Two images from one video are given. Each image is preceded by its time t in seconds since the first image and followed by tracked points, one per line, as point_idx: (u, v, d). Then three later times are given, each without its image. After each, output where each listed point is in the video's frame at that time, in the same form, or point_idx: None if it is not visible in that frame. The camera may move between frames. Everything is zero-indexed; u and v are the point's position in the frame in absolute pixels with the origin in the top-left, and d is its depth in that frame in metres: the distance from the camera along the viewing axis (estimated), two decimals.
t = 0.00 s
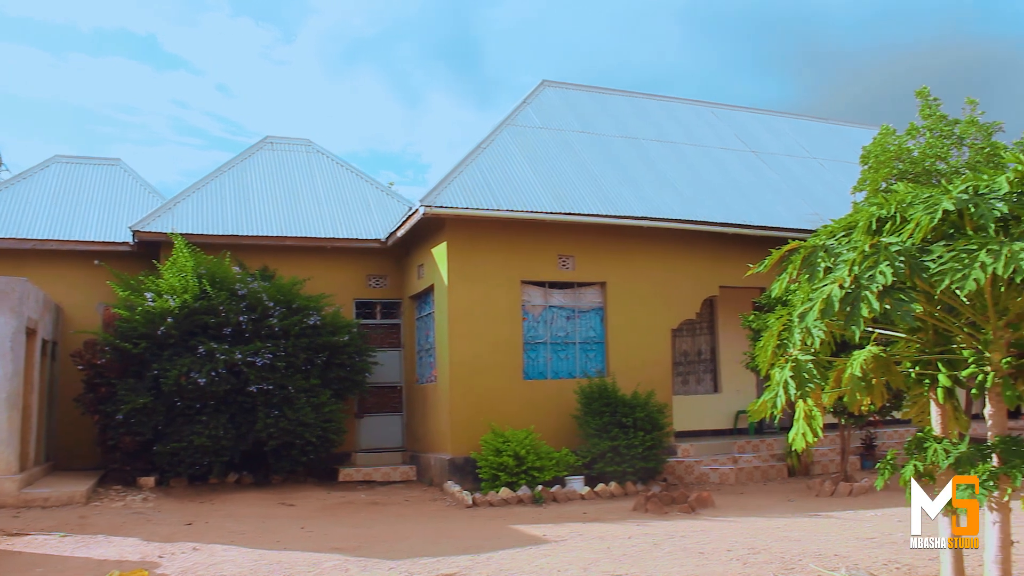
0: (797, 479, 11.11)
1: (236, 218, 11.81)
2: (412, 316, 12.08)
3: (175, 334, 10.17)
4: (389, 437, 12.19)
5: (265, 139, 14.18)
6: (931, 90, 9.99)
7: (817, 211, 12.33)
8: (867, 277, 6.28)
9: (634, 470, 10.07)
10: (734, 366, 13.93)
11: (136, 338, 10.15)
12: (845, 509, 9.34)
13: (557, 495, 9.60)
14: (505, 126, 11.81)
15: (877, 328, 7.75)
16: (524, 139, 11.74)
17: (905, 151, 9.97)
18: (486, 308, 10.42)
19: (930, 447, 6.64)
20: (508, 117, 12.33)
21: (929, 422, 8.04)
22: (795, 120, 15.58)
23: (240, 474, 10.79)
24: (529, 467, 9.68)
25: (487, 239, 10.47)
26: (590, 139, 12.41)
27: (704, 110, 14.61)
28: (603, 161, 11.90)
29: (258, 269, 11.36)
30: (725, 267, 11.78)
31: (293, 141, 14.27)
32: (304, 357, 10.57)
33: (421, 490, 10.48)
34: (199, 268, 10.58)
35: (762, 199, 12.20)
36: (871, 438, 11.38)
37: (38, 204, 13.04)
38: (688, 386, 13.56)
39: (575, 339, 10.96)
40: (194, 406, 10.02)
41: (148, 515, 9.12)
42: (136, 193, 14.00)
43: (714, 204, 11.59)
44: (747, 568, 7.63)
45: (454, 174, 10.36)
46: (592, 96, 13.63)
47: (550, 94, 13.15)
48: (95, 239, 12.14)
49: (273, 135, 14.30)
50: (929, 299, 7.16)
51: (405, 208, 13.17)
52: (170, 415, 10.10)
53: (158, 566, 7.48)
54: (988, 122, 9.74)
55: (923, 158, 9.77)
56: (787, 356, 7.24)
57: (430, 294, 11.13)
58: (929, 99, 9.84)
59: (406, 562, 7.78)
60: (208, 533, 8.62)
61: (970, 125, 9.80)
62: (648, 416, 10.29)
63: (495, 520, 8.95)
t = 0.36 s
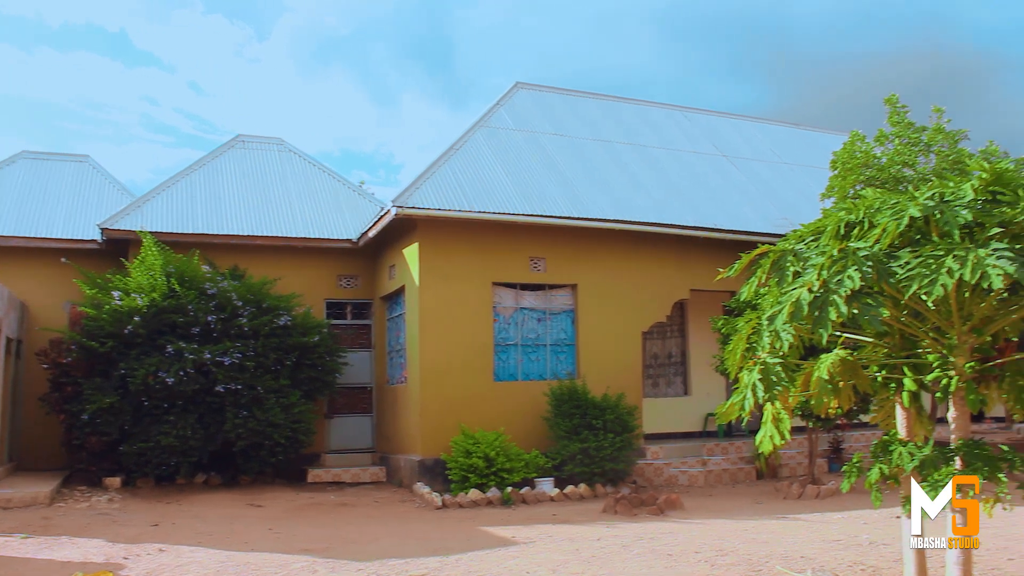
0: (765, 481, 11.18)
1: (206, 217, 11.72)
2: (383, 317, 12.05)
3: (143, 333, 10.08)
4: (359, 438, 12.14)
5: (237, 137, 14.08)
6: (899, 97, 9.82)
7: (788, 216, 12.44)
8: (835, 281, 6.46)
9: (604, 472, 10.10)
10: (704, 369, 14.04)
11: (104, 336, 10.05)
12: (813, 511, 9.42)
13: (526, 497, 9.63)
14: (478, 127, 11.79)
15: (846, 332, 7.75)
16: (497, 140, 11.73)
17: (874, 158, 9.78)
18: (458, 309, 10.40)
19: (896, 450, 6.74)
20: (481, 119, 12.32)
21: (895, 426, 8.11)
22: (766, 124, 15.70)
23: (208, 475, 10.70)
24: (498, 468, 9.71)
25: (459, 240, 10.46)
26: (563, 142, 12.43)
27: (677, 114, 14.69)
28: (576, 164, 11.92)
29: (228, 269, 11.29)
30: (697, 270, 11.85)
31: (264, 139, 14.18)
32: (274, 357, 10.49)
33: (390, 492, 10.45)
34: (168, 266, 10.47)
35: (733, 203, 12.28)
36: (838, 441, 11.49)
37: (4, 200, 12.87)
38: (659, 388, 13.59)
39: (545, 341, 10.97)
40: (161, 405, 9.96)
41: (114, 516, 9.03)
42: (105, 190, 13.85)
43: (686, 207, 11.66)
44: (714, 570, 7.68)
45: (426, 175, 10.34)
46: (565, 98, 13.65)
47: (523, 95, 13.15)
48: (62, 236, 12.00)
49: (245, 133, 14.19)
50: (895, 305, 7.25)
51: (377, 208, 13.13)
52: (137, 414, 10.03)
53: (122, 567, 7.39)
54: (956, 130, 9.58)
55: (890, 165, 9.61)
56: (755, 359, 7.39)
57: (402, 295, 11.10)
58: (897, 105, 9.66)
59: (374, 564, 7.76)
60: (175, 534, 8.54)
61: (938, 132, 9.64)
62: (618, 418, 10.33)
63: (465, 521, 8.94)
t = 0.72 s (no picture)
0: (727, 477, 11.29)
1: (170, 207, 11.58)
2: (348, 310, 11.99)
3: (104, 324, 9.96)
4: (322, 432, 12.09)
5: (202, 127, 13.93)
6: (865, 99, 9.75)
7: (753, 214, 12.54)
8: (797, 280, 6.62)
9: (568, 466, 10.14)
10: (668, 365, 14.17)
11: (64, 327, 9.92)
12: (773, 507, 9.54)
13: (490, 491, 9.69)
14: (446, 121, 11.74)
15: (808, 331, 7.78)
16: (465, 134, 11.69)
17: (840, 159, 9.69)
18: (424, 303, 10.37)
19: (855, 447, 7.07)
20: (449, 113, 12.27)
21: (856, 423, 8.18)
22: (733, 124, 15.82)
23: (170, 468, 10.61)
24: (462, 462, 9.71)
25: (426, 234, 10.43)
26: (531, 137, 12.42)
27: (645, 111, 14.74)
28: (544, 159, 11.92)
29: (192, 260, 11.19)
30: (663, 267, 11.92)
31: (230, 130, 14.06)
32: (238, 350, 10.40)
33: (354, 485, 10.42)
34: (130, 256, 10.30)
35: (700, 200, 12.36)
36: (800, 437, 11.62)
37: None
38: (623, 385, 13.79)
39: (511, 336, 10.97)
40: (123, 397, 9.89)
41: (72, 509, 8.92)
42: (66, 178, 13.65)
43: (653, 204, 11.71)
44: (676, 564, 7.77)
45: (393, 169, 10.28)
46: (534, 93, 13.64)
47: (492, 90, 13.11)
48: (22, 225, 11.81)
49: (211, 124, 14.07)
50: (856, 304, 7.34)
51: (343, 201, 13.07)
52: (98, 406, 9.91)
53: (80, 561, 7.30)
54: (919, 133, 9.51)
55: (856, 167, 9.51)
56: (718, 356, 7.48)
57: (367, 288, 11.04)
58: (863, 107, 9.56)
59: (337, 557, 7.75)
60: (135, 527, 8.45)
61: (902, 133, 9.57)
62: (583, 413, 10.37)
63: (428, 515, 8.96)
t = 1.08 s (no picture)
0: (696, 458, 11.40)
1: (138, 185, 11.45)
2: (319, 291, 11.99)
3: (71, 303, 9.85)
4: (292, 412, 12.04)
5: (170, 105, 13.78)
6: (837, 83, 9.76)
7: (725, 198, 12.59)
8: (766, 262, 6.67)
9: (538, 447, 10.18)
10: (638, 346, 14.29)
11: (29, 307, 9.80)
12: (741, 487, 9.67)
13: (460, 472, 9.70)
14: (418, 101, 11.66)
15: (775, 313, 7.88)
16: (436, 114, 11.63)
17: (812, 142, 9.67)
18: (394, 284, 10.34)
19: (821, 428, 7.26)
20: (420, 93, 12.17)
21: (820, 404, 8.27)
22: (705, 108, 15.84)
23: (138, 449, 10.55)
24: (432, 443, 9.73)
25: (397, 214, 10.37)
26: (503, 118, 12.37)
27: (618, 93, 14.72)
28: (515, 140, 11.88)
29: (160, 240, 11.06)
30: (635, 249, 11.95)
31: (199, 108, 13.93)
32: (207, 330, 10.40)
33: (324, 466, 10.42)
34: (97, 236, 10.22)
35: (672, 182, 12.39)
36: (768, 418, 11.75)
37: None
38: (593, 364, 13.83)
39: (482, 317, 10.97)
40: (90, 377, 9.86)
41: (39, 491, 8.85)
42: (32, 156, 13.44)
43: (624, 186, 11.71)
44: (645, 544, 7.88)
45: (363, 148, 10.20)
46: (507, 74, 13.58)
47: (464, 70, 13.03)
48: None
49: (181, 103, 13.93)
50: (824, 286, 7.39)
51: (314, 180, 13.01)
52: (64, 386, 9.84)
53: (46, 543, 7.26)
54: (890, 117, 9.50)
55: (827, 150, 9.48)
56: (688, 338, 7.53)
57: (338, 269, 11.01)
58: (835, 89, 9.51)
59: (306, 538, 7.78)
60: (102, 509, 8.40)
61: (873, 118, 9.56)
62: (553, 394, 10.40)
63: (399, 495, 8.99)
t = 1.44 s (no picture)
0: (669, 451, 11.48)
1: (109, 175, 11.35)
2: (292, 283, 11.99)
3: (40, 295, 9.74)
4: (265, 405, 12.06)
5: (142, 95, 13.65)
6: (811, 77, 9.62)
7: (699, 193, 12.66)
8: (739, 256, 6.73)
9: (512, 440, 10.20)
10: (613, 341, 14.39)
11: None
12: (714, 481, 9.74)
13: (434, 465, 9.70)
14: (393, 93, 11.61)
15: (749, 306, 7.87)
16: (412, 107, 11.58)
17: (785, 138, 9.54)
18: (368, 277, 10.30)
19: (792, 422, 7.31)
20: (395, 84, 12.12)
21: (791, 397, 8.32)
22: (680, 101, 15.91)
23: (109, 442, 10.48)
24: (406, 436, 9.71)
25: (373, 207, 10.34)
26: (479, 111, 12.35)
27: (595, 88, 14.73)
28: (491, 133, 11.86)
29: (132, 231, 11.00)
30: (611, 243, 11.98)
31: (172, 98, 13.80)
32: (179, 322, 10.36)
33: (297, 459, 10.39)
34: (67, 226, 10.12)
35: (647, 177, 12.44)
36: (741, 412, 11.85)
37: None
38: (568, 358, 14.12)
39: (456, 310, 10.95)
40: (59, 370, 9.74)
41: (6, 485, 8.74)
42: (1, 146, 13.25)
43: (599, 180, 11.74)
44: (617, 537, 7.92)
45: (337, 141, 10.16)
46: (483, 67, 13.55)
47: (440, 62, 12.98)
48: None
49: (153, 92, 13.79)
50: (796, 281, 7.42)
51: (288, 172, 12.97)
52: (33, 379, 9.73)
53: (13, 538, 7.17)
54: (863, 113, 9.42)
55: (800, 145, 9.38)
56: (661, 332, 7.56)
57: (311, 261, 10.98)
58: (809, 85, 9.41)
59: (279, 531, 7.76)
60: (71, 503, 8.31)
61: (845, 115, 9.47)
62: (527, 388, 10.41)
63: (371, 489, 8.98)
